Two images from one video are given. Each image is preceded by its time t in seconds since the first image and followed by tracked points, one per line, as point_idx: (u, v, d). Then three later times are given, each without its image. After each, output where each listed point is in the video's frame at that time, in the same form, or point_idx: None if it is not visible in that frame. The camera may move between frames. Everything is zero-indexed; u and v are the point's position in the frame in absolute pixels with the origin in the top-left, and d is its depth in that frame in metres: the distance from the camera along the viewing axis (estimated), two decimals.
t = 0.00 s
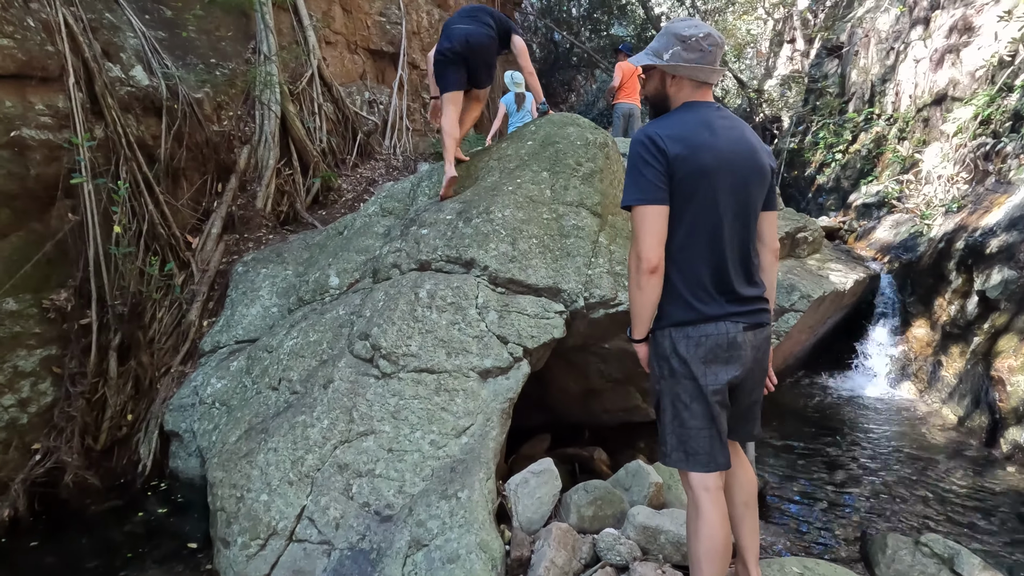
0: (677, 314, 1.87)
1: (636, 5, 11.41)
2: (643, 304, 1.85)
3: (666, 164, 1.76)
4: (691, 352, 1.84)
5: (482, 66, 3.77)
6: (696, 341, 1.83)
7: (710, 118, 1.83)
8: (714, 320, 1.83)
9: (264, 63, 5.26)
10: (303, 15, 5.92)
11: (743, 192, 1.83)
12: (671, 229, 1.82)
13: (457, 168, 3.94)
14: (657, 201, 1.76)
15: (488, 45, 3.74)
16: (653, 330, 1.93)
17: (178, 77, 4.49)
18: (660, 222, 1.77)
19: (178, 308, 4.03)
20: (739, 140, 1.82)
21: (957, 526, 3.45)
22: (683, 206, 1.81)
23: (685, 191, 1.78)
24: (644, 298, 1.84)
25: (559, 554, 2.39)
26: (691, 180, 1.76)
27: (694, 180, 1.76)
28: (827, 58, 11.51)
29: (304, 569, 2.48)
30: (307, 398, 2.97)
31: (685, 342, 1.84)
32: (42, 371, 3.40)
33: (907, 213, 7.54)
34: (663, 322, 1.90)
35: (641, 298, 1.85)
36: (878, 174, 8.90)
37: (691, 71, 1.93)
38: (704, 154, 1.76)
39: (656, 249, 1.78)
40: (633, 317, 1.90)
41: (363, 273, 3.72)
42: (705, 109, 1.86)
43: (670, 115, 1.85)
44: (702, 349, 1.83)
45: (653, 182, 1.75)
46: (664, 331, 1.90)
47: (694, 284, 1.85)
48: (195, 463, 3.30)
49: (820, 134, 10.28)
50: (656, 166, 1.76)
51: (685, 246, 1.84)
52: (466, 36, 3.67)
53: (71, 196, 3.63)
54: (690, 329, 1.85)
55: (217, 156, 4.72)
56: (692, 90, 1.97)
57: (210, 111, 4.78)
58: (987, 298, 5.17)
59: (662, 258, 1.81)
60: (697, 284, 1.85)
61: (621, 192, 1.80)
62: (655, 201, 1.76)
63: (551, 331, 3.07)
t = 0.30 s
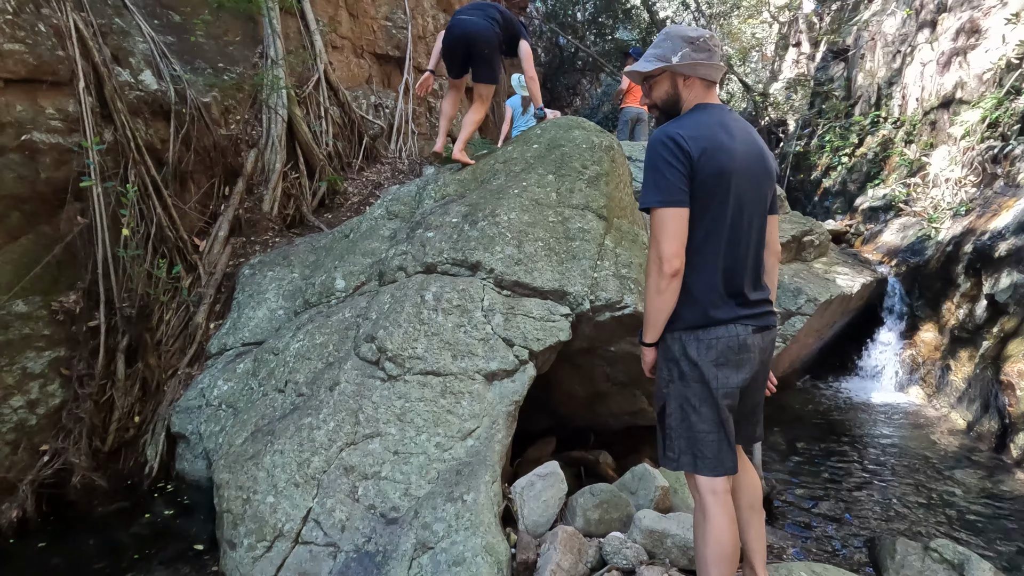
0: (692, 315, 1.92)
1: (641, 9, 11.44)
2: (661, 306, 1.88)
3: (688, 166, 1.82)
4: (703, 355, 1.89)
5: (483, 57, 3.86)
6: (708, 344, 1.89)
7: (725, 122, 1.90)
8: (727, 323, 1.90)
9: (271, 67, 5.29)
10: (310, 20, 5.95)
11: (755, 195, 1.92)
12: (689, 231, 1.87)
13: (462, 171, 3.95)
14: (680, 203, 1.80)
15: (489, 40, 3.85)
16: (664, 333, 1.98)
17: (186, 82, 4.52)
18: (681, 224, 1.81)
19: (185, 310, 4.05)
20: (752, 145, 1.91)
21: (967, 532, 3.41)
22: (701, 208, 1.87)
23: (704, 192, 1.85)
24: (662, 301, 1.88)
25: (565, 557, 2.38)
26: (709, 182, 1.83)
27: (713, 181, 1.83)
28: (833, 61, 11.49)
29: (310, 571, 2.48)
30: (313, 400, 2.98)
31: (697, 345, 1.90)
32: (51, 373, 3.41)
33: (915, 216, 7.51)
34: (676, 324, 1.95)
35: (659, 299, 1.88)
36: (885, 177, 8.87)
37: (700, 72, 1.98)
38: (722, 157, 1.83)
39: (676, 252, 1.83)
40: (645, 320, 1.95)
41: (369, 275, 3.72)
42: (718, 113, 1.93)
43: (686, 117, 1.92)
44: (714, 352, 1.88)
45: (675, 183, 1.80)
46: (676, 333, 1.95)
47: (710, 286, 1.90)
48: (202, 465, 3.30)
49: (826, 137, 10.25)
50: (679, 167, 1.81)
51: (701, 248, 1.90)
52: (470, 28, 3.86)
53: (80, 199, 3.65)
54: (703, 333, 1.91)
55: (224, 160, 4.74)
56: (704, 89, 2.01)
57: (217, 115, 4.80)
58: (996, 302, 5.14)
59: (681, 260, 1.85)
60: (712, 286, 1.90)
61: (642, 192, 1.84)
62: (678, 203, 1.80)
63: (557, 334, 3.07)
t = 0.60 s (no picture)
0: (708, 314, 2.05)
1: (645, 15, 11.48)
2: (679, 304, 2.00)
3: (699, 169, 1.96)
4: (720, 357, 2.03)
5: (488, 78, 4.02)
6: (725, 346, 2.02)
7: (731, 129, 2.06)
8: (743, 323, 2.03)
9: (279, 73, 5.33)
10: (317, 26, 5.99)
11: (763, 195, 2.07)
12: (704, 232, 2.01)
13: (468, 176, 3.96)
14: (696, 203, 1.93)
15: (480, 47, 4.01)
16: (680, 332, 2.11)
17: (195, 87, 4.56)
18: (697, 223, 1.93)
19: (192, 314, 4.07)
20: (756, 149, 2.07)
21: (975, 538, 3.40)
22: (712, 209, 2.01)
23: (716, 193, 1.99)
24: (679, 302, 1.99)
25: (571, 561, 2.39)
26: (721, 182, 1.98)
27: (723, 182, 1.98)
28: (838, 66, 11.48)
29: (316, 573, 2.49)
30: (320, 403, 2.99)
31: (715, 347, 2.03)
32: (61, 376, 3.43)
33: (920, 221, 7.50)
34: (693, 323, 2.08)
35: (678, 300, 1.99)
36: (890, 182, 8.86)
37: (678, 92, 2.25)
38: (731, 159, 1.98)
39: (694, 252, 1.92)
40: (655, 321, 2.07)
41: (375, 279, 3.73)
42: (725, 120, 2.09)
43: (692, 125, 2.07)
44: (732, 353, 2.02)
45: (689, 185, 1.93)
46: (692, 333, 2.09)
47: (726, 286, 2.02)
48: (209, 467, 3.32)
49: (831, 142, 10.25)
50: (693, 171, 1.95)
51: (714, 249, 2.04)
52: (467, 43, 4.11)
53: (91, 203, 3.69)
54: (717, 334, 2.04)
55: (231, 164, 4.76)
56: (694, 103, 2.28)
57: (225, 120, 4.83)
58: (1003, 306, 5.12)
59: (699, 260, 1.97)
60: (729, 285, 2.03)
61: (657, 195, 1.96)
62: (693, 203, 1.92)
63: (563, 338, 3.08)
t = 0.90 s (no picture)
0: (730, 313, 2.18)
1: (648, 21, 11.51)
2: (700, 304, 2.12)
3: (712, 174, 2.10)
4: (746, 355, 2.15)
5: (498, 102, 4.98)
6: (752, 344, 2.15)
7: (744, 134, 2.19)
8: (766, 320, 2.16)
9: (285, 79, 5.37)
10: (323, 32, 6.02)
11: (777, 196, 2.19)
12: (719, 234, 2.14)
13: (473, 181, 3.97)
14: (709, 207, 2.07)
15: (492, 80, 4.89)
16: (705, 333, 2.24)
17: (203, 93, 4.58)
18: (712, 226, 2.08)
19: (199, 317, 4.08)
20: (768, 151, 2.20)
21: (984, 544, 3.38)
22: (729, 211, 2.14)
23: (731, 196, 2.12)
24: (700, 304, 2.11)
25: (578, 565, 2.39)
26: (734, 186, 2.11)
27: (737, 185, 2.11)
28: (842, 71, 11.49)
29: None
30: (326, 407, 2.99)
31: (741, 346, 2.16)
32: (68, 379, 3.44)
33: (926, 226, 7.49)
34: (716, 322, 2.21)
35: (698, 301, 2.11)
36: (895, 187, 8.85)
37: (695, 100, 2.28)
38: (744, 163, 2.11)
39: (708, 253, 2.08)
40: (673, 333, 2.14)
41: (381, 283, 3.74)
42: (738, 126, 2.21)
43: (704, 133, 2.21)
44: (758, 351, 2.14)
45: (702, 191, 2.08)
46: (717, 333, 2.22)
47: (745, 285, 2.16)
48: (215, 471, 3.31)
49: (836, 147, 10.25)
50: (706, 176, 2.09)
51: (732, 250, 2.18)
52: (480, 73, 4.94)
53: (99, 207, 3.71)
54: (744, 332, 2.16)
55: (238, 169, 4.78)
56: (705, 113, 2.33)
57: (232, 125, 4.85)
58: (1010, 311, 5.10)
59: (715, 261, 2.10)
60: (747, 285, 2.16)
61: (673, 201, 2.11)
62: (707, 207, 2.07)
63: (569, 341, 3.07)
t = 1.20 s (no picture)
0: (743, 316, 2.20)
1: (650, 26, 11.54)
2: (714, 307, 2.15)
3: (728, 179, 2.12)
4: (759, 358, 2.18)
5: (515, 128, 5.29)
6: (765, 347, 2.17)
7: (761, 139, 2.20)
8: (779, 325, 2.18)
9: (289, 84, 5.39)
10: (326, 38, 6.05)
11: (794, 201, 2.20)
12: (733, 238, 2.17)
13: (476, 186, 3.98)
14: (723, 211, 2.10)
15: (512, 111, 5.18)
16: (718, 336, 2.26)
17: (207, 98, 4.60)
18: (726, 230, 2.11)
19: (202, 322, 4.08)
20: (785, 157, 2.21)
21: (991, 551, 3.35)
22: (744, 216, 2.17)
23: (746, 200, 2.15)
24: (714, 306, 2.15)
25: (583, 571, 2.39)
26: (750, 191, 2.13)
27: (752, 190, 2.13)
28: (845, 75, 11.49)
29: None
30: (330, 411, 2.99)
31: (753, 348, 2.18)
32: (72, 384, 3.45)
33: (930, 230, 7.46)
34: (729, 326, 2.23)
35: (711, 303, 2.14)
36: (898, 191, 8.83)
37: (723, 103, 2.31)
38: (760, 168, 2.13)
39: (722, 256, 2.12)
40: (694, 334, 2.18)
41: (384, 288, 3.74)
42: (755, 131, 2.23)
43: (722, 137, 2.23)
44: (770, 354, 2.17)
45: (717, 195, 2.11)
46: (730, 336, 2.23)
47: (758, 290, 2.18)
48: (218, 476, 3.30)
49: (839, 151, 10.25)
50: (721, 181, 2.12)
51: (746, 255, 2.20)
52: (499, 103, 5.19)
53: (104, 212, 3.72)
54: (756, 335, 2.18)
55: (242, 174, 4.79)
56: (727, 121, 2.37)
57: (236, 130, 4.87)
58: (1014, 315, 5.08)
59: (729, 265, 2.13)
60: (761, 289, 2.18)
61: (688, 204, 2.15)
62: (722, 211, 2.10)
63: (572, 346, 3.07)
